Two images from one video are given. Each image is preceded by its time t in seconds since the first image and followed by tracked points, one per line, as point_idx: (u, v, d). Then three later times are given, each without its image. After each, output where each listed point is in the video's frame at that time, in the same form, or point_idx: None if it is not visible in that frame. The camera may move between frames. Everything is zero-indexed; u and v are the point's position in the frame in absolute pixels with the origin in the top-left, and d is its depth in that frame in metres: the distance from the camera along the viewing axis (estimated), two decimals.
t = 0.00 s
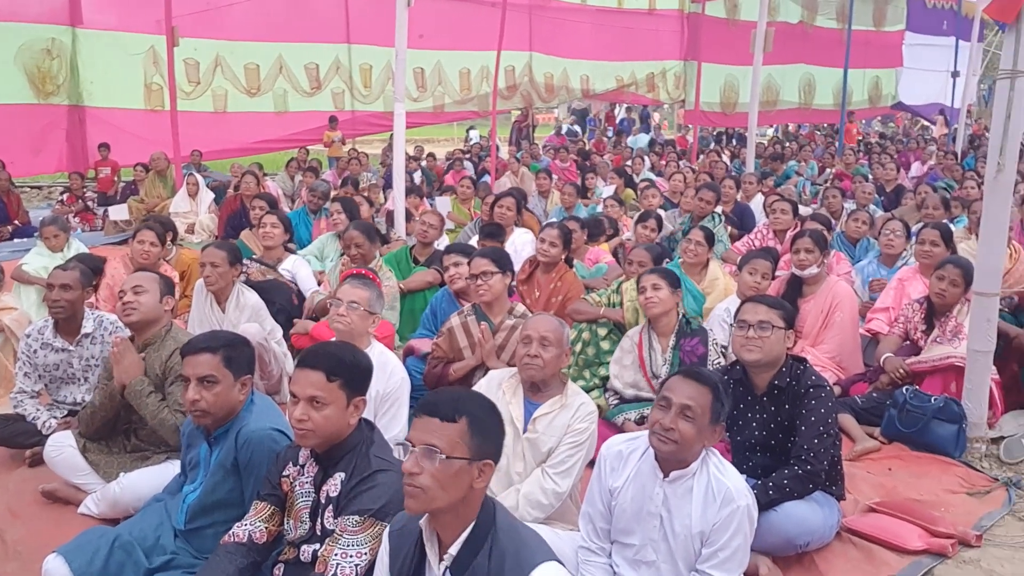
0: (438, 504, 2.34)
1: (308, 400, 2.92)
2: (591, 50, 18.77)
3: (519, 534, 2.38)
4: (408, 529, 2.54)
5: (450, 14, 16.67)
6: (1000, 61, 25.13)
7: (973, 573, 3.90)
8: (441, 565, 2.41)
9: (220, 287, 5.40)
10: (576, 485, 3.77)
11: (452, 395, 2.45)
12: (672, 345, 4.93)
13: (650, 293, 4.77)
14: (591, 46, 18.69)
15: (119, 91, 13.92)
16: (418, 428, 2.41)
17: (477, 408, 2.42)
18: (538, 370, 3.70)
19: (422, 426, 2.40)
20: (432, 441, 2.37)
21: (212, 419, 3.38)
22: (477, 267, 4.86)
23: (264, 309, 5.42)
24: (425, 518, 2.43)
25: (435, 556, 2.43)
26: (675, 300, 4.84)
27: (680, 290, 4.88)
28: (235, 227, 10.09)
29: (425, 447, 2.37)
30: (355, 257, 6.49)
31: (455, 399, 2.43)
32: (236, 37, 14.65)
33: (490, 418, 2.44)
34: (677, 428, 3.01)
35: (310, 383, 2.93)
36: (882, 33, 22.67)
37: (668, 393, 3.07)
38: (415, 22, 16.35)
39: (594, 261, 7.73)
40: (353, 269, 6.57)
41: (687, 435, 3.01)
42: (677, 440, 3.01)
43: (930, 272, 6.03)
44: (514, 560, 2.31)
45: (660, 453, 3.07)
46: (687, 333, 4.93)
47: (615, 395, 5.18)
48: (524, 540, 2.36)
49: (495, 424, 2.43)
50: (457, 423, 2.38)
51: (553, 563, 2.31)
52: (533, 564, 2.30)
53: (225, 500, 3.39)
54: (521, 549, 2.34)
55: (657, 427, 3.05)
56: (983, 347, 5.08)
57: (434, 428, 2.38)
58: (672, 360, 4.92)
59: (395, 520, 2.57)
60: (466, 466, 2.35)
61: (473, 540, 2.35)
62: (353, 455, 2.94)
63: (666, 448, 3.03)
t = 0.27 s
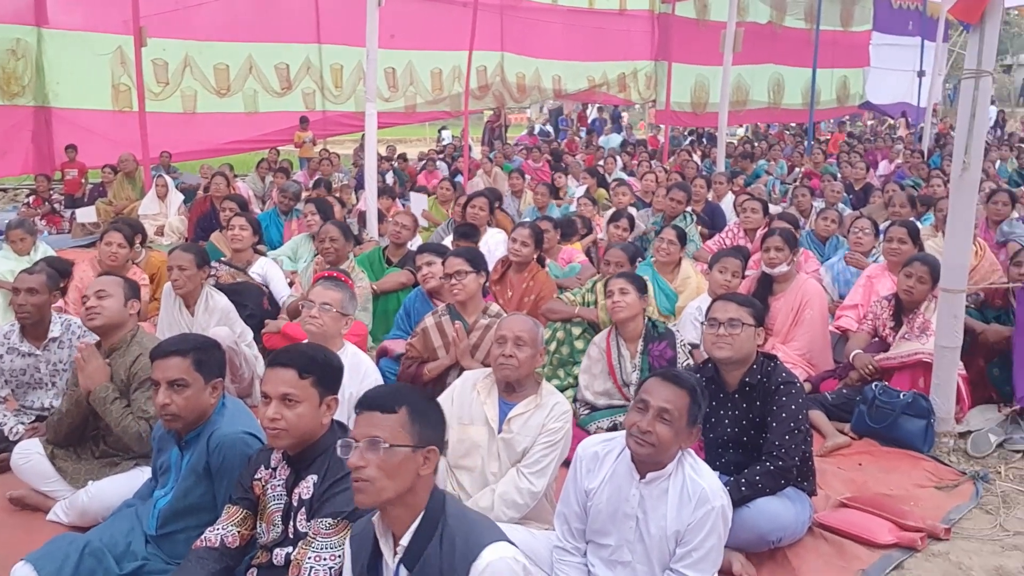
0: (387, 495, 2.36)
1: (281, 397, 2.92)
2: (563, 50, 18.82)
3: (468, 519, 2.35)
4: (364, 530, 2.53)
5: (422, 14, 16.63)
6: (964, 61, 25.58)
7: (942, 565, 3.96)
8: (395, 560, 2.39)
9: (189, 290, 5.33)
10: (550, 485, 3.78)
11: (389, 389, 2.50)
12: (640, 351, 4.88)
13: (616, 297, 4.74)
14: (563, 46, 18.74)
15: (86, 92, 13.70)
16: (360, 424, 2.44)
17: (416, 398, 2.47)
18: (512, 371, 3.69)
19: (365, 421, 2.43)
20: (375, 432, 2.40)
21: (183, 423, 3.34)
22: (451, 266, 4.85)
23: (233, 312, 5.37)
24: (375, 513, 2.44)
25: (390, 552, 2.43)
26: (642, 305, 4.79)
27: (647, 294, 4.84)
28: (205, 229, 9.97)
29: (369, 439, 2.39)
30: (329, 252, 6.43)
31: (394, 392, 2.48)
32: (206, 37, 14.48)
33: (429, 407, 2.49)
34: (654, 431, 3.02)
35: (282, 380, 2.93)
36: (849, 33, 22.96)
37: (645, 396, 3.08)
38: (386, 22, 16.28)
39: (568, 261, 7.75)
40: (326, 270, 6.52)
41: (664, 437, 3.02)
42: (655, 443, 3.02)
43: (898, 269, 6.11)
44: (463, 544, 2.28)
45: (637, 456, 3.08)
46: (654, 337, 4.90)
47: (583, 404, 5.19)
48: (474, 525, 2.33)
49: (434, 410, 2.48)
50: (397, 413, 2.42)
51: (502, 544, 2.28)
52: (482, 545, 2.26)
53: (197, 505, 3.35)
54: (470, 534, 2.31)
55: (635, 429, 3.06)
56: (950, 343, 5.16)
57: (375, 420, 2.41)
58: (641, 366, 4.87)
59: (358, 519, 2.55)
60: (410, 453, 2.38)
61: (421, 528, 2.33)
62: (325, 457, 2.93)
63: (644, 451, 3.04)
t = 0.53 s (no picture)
0: (331, 502, 2.36)
1: (245, 399, 2.91)
2: (531, 50, 18.85)
3: (417, 520, 2.34)
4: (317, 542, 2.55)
5: (390, 15, 16.56)
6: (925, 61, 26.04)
7: (910, 557, 4.02)
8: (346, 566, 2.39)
9: (155, 296, 5.25)
10: (523, 484, 3.77)
11: (328, 397, 2.52)
12: (606, 353, 4.90)
13: (582, 298, 4.75)
14: (531, 47, 18.76)
15: (49, 93, 13.45)
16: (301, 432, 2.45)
17: (355, 403, 2.49)
18: (484, 371, 3.68)
19: (306, 429, 2.44)
20: (315, 439, 2.41)
21: (151, 428, 3.29)
22: (422, 267, 4.83)
23: (200, 317, 5.30)
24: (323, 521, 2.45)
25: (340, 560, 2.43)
26: (607, 309, 4.81)
27: (610, 296, 4.86)
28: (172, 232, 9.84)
29: (310, 447, 2.40)
30: (298, 253, 6.37)
31: (334, 399, 2.50)
32: (171, 38, 14.29)
33: (369, 412, 2.51)
34: (628, 428, 3.03)
35: (243, 382, 2.92)
36: (814, 34, 23.25)
37: (619, 394, 3.09)
38: (353, 23, 16.18)
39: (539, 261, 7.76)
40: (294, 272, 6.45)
41: (638, 434, 3.03)
42: (628, 440, 3.03)
43: (864, 266, 6.20)
44: (411, 545, 2.27)
45: (612, 453, 3.08)
46: (618, 340, 4.90)
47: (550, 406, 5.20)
48: (422, 526, 2.31)
49: (374, 414, 2.50)
50: (337, 420, 2.44)
51: (449, 543, 2.26)
52: (430, 546, 2.25)
53: (166, 510, 3.29)
54: (419, 535, 2.30)
55: (609, 427, 3.07)
56: (915, 338, 5.24)
57: (315, 428, 2.43)
58: (606, 368, 4.89)
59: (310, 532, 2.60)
60: (353, 458, 2.39)
61: (369, 534, 2.32)
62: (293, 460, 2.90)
63: (618, 449, 3.05)
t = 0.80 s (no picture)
0: (298, 510, 2.35)
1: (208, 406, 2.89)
2: (508, 51, 18.85)
3: (386, 525, 2.33)
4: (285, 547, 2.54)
5: (365, 15, 16.48)
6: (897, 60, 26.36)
7: (886, 551, 4.05)
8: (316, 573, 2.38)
9: (130, 301, 5.20)
10: (502, 484, 3.77)
11: (291, 405, 2.50)
12: (581, 353, 4.90)
13: (556, 298, 4.75)
14: (508, 47, 18.76)
15: (19, 96, 13.26)
16: (265, 443, 2.43)
17: (318, 410, 2.48)
18: (461, 372, 3.67)
19: (270, 439, 2.43)
20: (279, 448, 2.39)
21: (125, 432, 3.25)
22: (399, 268, 4.81)
23: (177, 321, 5.24)
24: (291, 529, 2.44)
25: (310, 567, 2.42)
26: (581, 308, 4.81)
27: (585, 296, 4.86)
28: (146, 235, 9.74)
29: (275, 456, 2.38)
30: (274, 255, 6.31)
31: (296, 407, 2.48)
32: (145, 40, 14.13)
33: (332, 418, 2.49)
34: (608, 423, 3.04)
35: (207, 388, 2.90)
36: (788, 33, 23.45)
37: (599, 389, 3.09)
38: (329, 23, 16.08)
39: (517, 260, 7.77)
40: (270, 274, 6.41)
41: (617, 430, 3.04)
42: (607, 436, 3.04)
43: (838, 263, 6.26)
44: (380, 551, 2.26)
45: (591, 449, 3.09)
46: (592, 339, 4.91)
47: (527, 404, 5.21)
48: (390, 531, 2.30)
49: (338, 421, 2.48)
50: (301, 428, 2.42)
51: (418, 547, 2.26)
52: (399, 551, 2.24)
53: (142, 516, 3.26)
54: (388, 540, 2.29)
55: (589, 423, 3.07)
56: (889, 334, 5.29)
57: (278, 437, 2.41)
58: (582, 369, 4.90)
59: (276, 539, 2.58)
60: (318, 466, 2.38)
61: (337, 540, 2.30)
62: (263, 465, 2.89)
63: (598, 443, 3.06)
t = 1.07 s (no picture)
0: (283, 511, 2.33)
1: (170, 414, 2.85)
2: (484, 50, 18.82)
3: (373, 526, 2.31)
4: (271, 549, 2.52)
5: (340, 14, 16.39)
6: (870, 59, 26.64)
7: (863, 545, 4.09)
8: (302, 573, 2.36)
9: (105, 304, 5.12)
10: (483, 483, 3.76)
11: (275, 406, 2.48)
12: (560, 351, 4.91)
13: (535, 296, 4.76)
14: (484, 46, 18.73)
15: None
16: (249, 444, 2.41)
17: (302, 411, 2.46)
18: (440, 372, 3.66)
19: (254, 440, 2.40)
20: (264, 449, 2.37)
21: (99, 437, 3.21)
22: (377, 269, 4.79)
23: (153, 322, 5.16)
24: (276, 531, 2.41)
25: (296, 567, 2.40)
26: (560, 306, 4.82)
27: (564, 294, 4.86)
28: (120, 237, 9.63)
29: (260, 458, 2.36)
30: (249, 257, 6.26)
31: (280, 408, 2.46)
32: (120, 40, 13.94)
33: (316, 419, 2.47)
34: (587, 420, 3.04)
35: (169, 396, 2.86)
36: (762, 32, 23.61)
37: (577, 386, 3.09)
38: (304, 23, 15.96)
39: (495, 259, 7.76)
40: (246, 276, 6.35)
41: (596, 426, 3.04)
42: (587, 432, 3.03)
43: (814, 260, 6.31)
44: (368, 552, 2.24)
45: (571, 445, 3.09)
46: (572, 336, 4.92)
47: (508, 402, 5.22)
48: (377, 531, 2.28)
49: (322, 421, 2.46)
50: (287, 429, 2.40)
51: (406, 548, 2.24)
52: (386, 552, 2.23)
53: (119, 521, 3.21)
54: (374, 540, 2.27)
55: (568, 419, 3.07)
56: (864, 330, 5.34)
57: (263, 438, 2.39)
58: (562, 365, 4.89)
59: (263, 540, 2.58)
60: (304, 466, 2.36)
61: (324, 540, 2.28)
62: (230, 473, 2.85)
63: (577, 440, 3.05)
